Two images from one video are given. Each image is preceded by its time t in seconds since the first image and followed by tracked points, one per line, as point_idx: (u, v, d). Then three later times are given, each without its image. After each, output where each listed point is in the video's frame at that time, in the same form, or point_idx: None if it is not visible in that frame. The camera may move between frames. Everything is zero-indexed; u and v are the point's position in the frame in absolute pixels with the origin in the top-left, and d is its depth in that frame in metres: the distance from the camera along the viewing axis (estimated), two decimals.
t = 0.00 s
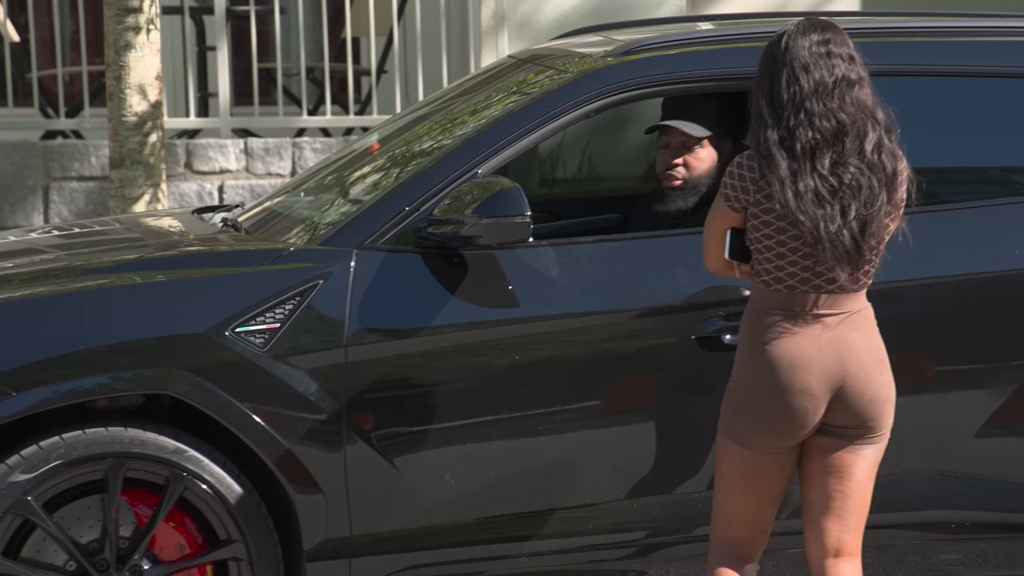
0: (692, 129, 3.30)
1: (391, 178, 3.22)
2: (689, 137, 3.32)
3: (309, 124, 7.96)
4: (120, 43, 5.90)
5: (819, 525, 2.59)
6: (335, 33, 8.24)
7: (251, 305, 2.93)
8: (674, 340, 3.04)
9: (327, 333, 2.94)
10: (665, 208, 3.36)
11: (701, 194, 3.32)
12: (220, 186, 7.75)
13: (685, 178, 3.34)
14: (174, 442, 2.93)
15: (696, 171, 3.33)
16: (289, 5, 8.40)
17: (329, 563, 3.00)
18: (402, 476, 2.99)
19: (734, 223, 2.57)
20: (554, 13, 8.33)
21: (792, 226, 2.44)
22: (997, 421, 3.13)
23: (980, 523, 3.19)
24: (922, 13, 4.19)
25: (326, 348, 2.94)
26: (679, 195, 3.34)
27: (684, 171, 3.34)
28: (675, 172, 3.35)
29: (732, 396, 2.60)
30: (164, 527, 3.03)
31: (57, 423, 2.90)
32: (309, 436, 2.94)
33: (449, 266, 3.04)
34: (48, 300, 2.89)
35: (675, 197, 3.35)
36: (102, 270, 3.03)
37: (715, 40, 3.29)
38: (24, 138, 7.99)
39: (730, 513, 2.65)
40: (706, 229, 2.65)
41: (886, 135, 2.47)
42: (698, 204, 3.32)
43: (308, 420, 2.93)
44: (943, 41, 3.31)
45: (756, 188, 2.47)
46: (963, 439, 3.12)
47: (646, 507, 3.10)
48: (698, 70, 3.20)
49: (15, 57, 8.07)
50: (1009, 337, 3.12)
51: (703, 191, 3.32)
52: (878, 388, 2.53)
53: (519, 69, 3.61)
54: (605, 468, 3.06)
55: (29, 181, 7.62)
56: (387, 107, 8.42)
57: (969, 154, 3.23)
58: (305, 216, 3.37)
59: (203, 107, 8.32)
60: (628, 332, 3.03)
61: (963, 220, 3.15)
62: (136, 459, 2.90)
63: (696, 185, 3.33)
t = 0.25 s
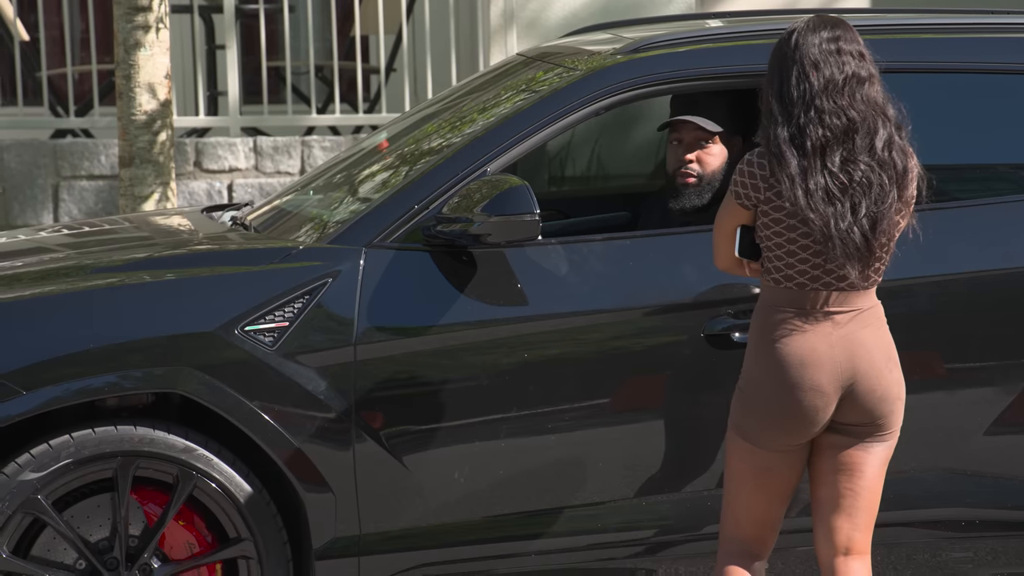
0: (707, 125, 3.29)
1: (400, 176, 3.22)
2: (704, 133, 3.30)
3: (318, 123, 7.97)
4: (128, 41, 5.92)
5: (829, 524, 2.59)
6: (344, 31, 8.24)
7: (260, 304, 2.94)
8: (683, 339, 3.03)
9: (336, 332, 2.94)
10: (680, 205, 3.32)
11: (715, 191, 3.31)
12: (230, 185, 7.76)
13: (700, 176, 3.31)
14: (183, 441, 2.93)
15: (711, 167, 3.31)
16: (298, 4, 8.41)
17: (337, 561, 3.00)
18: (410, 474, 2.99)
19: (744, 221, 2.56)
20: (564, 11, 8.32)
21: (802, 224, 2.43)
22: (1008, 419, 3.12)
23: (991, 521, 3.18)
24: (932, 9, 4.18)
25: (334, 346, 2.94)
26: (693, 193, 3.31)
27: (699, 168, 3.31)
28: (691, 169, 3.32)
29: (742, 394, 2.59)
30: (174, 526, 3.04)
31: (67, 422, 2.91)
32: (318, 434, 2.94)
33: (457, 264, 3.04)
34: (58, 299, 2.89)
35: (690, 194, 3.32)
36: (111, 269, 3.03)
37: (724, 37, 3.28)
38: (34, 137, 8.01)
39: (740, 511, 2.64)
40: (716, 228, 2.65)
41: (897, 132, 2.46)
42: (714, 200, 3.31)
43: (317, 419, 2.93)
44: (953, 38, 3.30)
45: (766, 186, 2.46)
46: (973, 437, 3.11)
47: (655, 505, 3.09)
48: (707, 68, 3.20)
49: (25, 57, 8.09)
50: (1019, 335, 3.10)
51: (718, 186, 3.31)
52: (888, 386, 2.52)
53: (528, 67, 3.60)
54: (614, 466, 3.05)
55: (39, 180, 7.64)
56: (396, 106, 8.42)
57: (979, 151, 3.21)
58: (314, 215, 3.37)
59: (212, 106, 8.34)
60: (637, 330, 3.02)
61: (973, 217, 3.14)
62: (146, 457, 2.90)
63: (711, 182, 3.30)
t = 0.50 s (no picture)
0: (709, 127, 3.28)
1: (398, 177, 3.22)
2: (705, 136, 3.29)
3: (316, 124, 7.97)
4: (126, 43, 5.92)
5: (827, 525, 2.59)
6: (342, 32, 8.24)
7: (258, 305, 2.93)
8: (681, 340, 3.03)
9: (334, 333, 2.94)
10: (680, 208, 3.31)
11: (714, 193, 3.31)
12: (228, 186, 7.76)
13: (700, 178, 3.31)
14: (181, 442, 2.93)
15: (711, 170, 3.31)
16: (296, 5, 8.41)
17: (335, 563, 3.00)
18: (408, 475, 2.99)
19: (743, 222, 2.56)
20: (561, 12, 8.32)
21: (801, 225, 2.43)
22: (1005, 419, 3.12)
23: (989, 522, 3.18)
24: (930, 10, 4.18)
25: (332, 348, 2.93)
26: (693, 195, 3.31)
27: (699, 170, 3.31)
28: (691, 171, 3.31)
29: (741, 395, 2.59)
30: (172, 527, 3.04)
31: (65, 424, 2.91)
32: (316, 436, 2.93)
33: (455, 265, 3.04)
34: (55, 301, 2.89)
35: (690, 196, 3.31)
36: (109, 271, 3.03)
37: (722, 38, 3.28)
38: (31, 138, 8.01)
39: (738, 512, 2.64)
40: (715, 228, 2.65)
41: (895, 133, 2.46)
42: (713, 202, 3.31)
43: (315, 420, 2.93)
44: (951, 39, 3.30)
45: (765, 187, 2.46)
46: (971, 437, 3.11)
47: (653, 506, 3.09)
48: (705, 69, 3.20)
49: (23, 58, 8.09)
50: (1017, 335, 3.10)
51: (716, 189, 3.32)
52: (886, 387, 2.52)
53: (526, 68, 3.60)
54: (612, 468, 3.05)
55: (36, 181, 7.63)
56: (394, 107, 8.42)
57: (977, 152, 3.22)
58: (312, 216, 3.36)
59: (210, 107, 8.33)
60: (635, 331, 3.02)
61: (971, 218, 3.14)
62: (144, 459, 2.90)
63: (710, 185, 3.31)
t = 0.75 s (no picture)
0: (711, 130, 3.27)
1: (399, 179, 3.22)
2: (705, 138, 3.29)
3: (317, 126, 7.97)
4: (128, 45, 5.92)
5: (828, 526, 2.58)
6: (343, 34, 8.25)
7: (259, 307, 2.93)
8: (682, 341, 3.03)
9: (335, 335, 2.94)
10: (680, 210, 3.33)
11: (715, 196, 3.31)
12: (229, 188, 7.77)
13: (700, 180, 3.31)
14: (182, 444, 2.93)
15: (711, 172, 3.31)
16: (297, 7, 8.41)
17: (336, 564, 3.00)
18: (409, 477, 2.99)
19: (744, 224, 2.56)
20: (562, 14, 8.32)
21: (802, 226, 2.43)
22: (1006, 421, 3.12)
23: (990, 523, 3.18)
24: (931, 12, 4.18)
25: (333, 349, 2.93)
26: (693, 197, 3.32)
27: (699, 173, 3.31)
28: (691, 173, 3.31)
29: (742, 397, 2.59)
30: (173, 529, 3.04)
31: (66, 425, 2.91)
32: (317, 437, 2.93)
33: (456, 267, 3.04)
34: (56, 302, 2.89)
35: (690, 198, 3.32)
36: (110, 272, 3.03)
37: (723, 40, 3.28)
38: (32, 139, 8.01)
39: (739, 514, 2.64)
40: (716, 230, 2.65)
41: (896, 134, 2.46)
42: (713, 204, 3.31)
43: (316, 422, 2.93)
44: (951, 41, 3.30)
45: (766, 189, 2.46)
46: (972, 439, 3.11)
47: (654, 508, 3.09)
48: (706, 71, 3.20)
49: (25, 60, 8.09)
50: (1018, 337, 3.10)
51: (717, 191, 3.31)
52: (887, 389, 2.52)
53: (527, 70, 3.60)
54: (613, 469, 3.05)
55: (37, 183, 7.64)
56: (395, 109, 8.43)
57: (978, 154, 3.22)
58: (313, 218, 3.37)
59: (211, 109, 8.34)
60: (636, 333, 3.02)
61: (971, 220, 3.14)
62: (144, 460, 2.90)
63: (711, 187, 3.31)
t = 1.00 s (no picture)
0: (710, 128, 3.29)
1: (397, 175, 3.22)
2: (705, 136, 3.30)
3: (316, 122, 7.97)
4: (125, 40, 5.94)
5: (825, 523, 2.59)
6: (341, 30, 8.24)
7: (257, 304, 2.93)
8: (680, 338, 3.03)
9: (333, 331, 2.94)
10: (679, 205, 3.33)
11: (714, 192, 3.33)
12: (227, 184, 7.77)
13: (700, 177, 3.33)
14: (180, 440, 2.93)
15: (710, 169, 3.32)
16: (296, 3, 8.41)
17: (334, 561, 3.00)
18: (407, 474, 2.99)
19: (742, 220, 2.56)
20: (561, 11, 8.31)
21: (799, 223, 2.43)
22: (1004, 418, 3.12)
23: (987, 520, 3.18)
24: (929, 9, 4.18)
25: (330, 346, 2.93)
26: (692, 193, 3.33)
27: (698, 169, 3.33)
28: (690, 170, 3.33)
29: (739, 393, 2.59)
30: (171, 526, 3.04)
31: (64, 422, 2.90)
32: (315, 434, 2.93)
33: (454, 263, 3.04)
34: (54, 299, 2.89)
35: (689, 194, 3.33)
36: (108, 269, 3.03)
37: (721, 36, 3.28)
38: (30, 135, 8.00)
39: (736, 510, 2.64)
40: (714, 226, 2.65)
41: (894, 131, 2.46)
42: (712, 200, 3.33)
43: (314, 419, 2.93)
44: (949, 37, 3.30)
45: (764, 185, 2.46)
46: (970, 436, 3.11)
47: (652, 505, 3.10)
48: (704, 67, 3.20)
49: (23, 56, 8.08)
50: (1015, 334, 3.10)
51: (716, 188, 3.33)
52: (884, 385, 2.52)
53: (525, 67, 3.60)
54: (611, 466, 3.05)
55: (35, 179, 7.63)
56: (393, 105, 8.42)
57: (976, 150, 3.22)
58: (311, 214, 3.36)
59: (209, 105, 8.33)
60: (634, 329, 3.02)
61: (969, 217, 3.14)
62: (142, 457, 2.90)
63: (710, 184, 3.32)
